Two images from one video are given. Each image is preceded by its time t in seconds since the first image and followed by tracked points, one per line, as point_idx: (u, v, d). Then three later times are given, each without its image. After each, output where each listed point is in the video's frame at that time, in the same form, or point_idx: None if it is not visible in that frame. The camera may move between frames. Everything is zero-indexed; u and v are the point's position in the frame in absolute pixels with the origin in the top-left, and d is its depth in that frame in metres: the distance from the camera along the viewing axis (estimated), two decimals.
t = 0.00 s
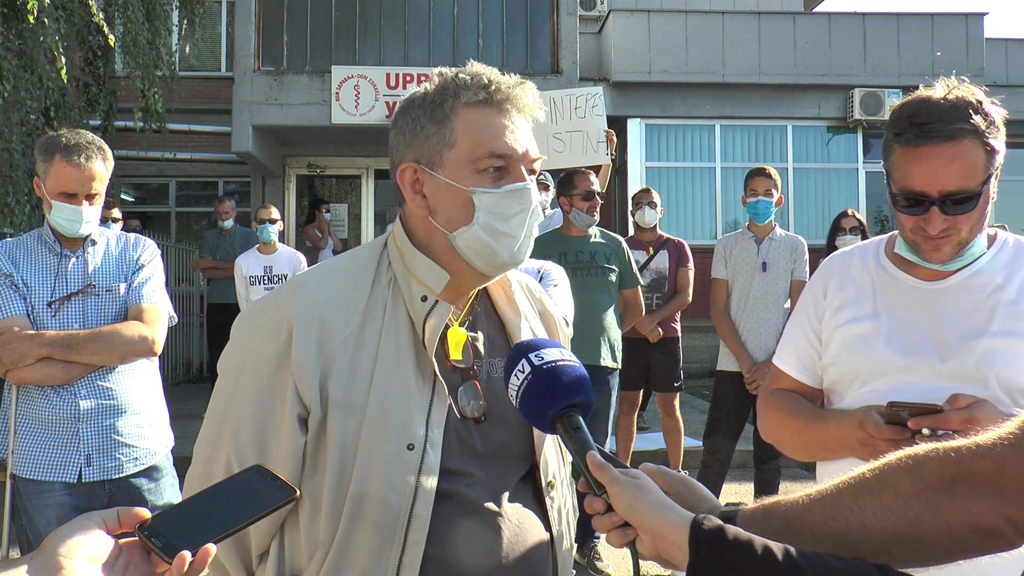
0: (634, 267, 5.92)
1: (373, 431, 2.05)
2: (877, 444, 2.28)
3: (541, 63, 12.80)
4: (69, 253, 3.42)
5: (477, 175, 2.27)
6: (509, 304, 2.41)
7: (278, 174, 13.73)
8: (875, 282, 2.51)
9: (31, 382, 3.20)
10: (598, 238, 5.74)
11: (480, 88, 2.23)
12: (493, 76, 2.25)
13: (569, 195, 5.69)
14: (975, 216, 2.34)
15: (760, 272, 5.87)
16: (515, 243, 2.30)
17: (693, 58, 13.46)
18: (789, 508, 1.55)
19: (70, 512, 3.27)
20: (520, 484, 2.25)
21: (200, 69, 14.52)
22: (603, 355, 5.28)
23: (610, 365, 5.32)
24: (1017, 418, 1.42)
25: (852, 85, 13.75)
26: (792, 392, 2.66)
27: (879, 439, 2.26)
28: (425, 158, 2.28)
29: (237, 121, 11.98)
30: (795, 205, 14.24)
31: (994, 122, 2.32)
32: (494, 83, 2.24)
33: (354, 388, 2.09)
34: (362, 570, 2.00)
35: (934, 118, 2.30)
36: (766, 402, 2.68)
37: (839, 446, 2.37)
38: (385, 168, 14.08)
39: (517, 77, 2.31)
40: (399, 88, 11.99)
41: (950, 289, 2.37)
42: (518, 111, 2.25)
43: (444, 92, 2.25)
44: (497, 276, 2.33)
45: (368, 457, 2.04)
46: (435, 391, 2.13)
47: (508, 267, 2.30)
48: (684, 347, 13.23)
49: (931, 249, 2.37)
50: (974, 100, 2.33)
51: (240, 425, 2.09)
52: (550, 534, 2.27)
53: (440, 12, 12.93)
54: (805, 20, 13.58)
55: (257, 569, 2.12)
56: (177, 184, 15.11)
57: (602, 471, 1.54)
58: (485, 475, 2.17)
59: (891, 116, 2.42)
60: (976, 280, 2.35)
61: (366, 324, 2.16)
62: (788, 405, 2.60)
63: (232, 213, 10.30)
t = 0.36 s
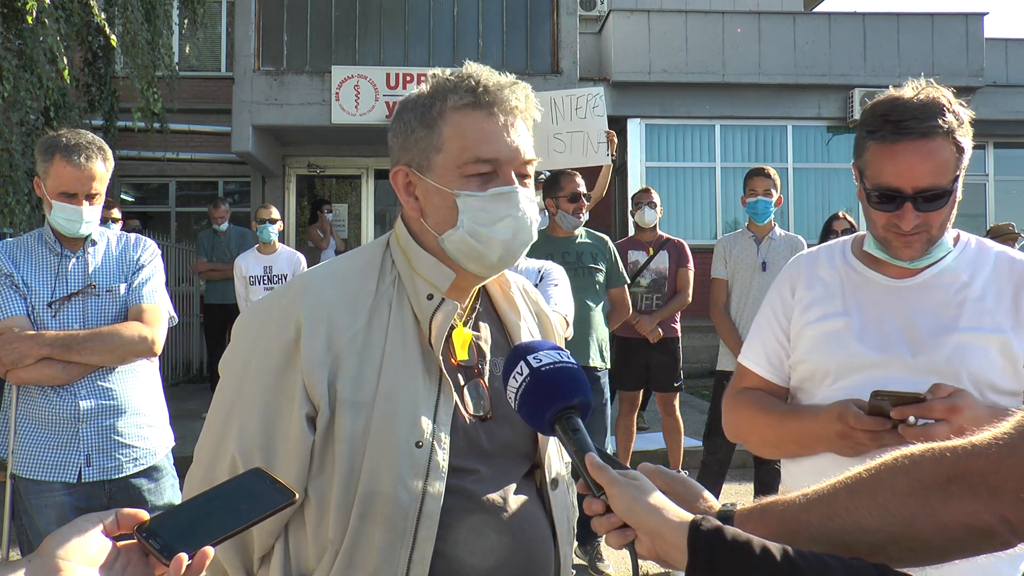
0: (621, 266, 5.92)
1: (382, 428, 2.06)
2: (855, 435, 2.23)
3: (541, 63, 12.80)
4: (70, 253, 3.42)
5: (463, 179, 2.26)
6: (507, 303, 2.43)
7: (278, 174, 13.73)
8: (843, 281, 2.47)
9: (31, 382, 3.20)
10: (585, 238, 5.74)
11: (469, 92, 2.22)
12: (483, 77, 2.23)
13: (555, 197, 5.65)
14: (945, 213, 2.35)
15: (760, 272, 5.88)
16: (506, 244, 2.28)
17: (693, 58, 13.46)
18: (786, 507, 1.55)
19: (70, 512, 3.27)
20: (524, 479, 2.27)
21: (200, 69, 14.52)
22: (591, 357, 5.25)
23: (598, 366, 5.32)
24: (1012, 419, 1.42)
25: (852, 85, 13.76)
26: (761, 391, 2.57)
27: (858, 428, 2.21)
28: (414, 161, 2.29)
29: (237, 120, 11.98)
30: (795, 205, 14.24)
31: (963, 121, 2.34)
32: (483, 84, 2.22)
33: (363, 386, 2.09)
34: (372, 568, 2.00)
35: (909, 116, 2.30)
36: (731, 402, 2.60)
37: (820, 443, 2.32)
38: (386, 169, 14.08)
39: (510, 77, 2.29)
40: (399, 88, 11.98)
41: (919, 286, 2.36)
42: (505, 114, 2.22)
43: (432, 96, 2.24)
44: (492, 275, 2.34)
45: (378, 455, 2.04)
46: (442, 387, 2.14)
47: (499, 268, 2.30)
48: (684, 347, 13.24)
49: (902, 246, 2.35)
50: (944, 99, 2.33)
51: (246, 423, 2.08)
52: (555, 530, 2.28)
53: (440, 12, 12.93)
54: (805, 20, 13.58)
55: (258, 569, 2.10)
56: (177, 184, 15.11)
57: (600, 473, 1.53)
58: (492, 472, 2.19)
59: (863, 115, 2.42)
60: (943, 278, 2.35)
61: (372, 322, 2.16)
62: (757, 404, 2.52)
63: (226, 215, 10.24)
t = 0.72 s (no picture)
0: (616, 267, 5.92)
1: (365, 431, 2.06)
2: (840, 438, 2.22)
3: (541, 63, 12.80)
4: (70, 253, 3.42)
5: (435, 177, 2.25)
6: (509, 306, 2.37)
7: (278, 175, 13.72)
8: (815, 279, 2.45)
9: (31, 382, 3.20)
10: (579, 239, 5.75)
11: (435, 88, 2.21)
12: (453, 71, 2.22)
13: (547, 197, 5.67)
14: (923, 216, 2.34)
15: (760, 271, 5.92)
16: (480, 240, 2.22)
17: (693, 58, 13.46)
18: (783, 506, 1.57)
19: (71, 512, 3.27)
20: (514, 485, 2.21)
21: (200, 69, 14.52)
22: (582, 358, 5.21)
23: (590, 367, 5.26)
24: (1009, 417, 1.41)
25: (852, 85, 13.76)
26: (730, 389, 2.54)
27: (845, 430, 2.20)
28: (392, 164, 2.30)
29: (237, 121, 11.99)
30: (795, 205, 14.24)
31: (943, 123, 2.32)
32: (447, 78, 2.21)
33: (347, 387, 2.09)
34: (351, 569, 2.00)
35: (893, 117, 2.28)
36: (699, 399, 2.57)
37: (797, 444, 2.31)
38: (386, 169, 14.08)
39: (481, 69, 2.26)
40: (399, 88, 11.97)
41: (890, 287, 2.35)
42: (472, 106, 2.20)
43: (405, 97, 2.25)
44: (480, 274, 2.28)
45: (359, 456, 2.05)
46: (429, 392, 2.13)
47: (480, 266, 2.25)
48: (684, 347, 13.25)
49: (878, 246, 2.34)
50: (924, 103, 2.32)
51: (236, 423, 2.10)
52: (546, 542, 2.22)
53: (440, 12, 12.94)
54: (805, 20, 13.58)
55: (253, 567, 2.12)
56: (177, 184, 15.11)
57: (594, 474, 1.52)
58: (478, 477, 2.15)
59: (842, 115, 2.40)
60: (915, 278, 2.34)
61: (361, 323, 2.17)
62: (726, 402, 2.48)
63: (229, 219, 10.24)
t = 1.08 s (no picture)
0: (615, 267, 5.91)
1: (350, 426, 2.05)
2: (812, 464, 2.17)
3: (541, 63, 12.80)
4: (70, 253, 3.43)
5: (412, 167, 2.27)
6: (500, 303, 2.35)
7: (278, 174, 13.74)
8: (796, 280, 2.44)
9: (31, 382, 3.20)
10: (578, 239, 5.75)
11: (408, 82, 2.23)
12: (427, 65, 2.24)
13: (547, 197, 5.69)
14: (906, 225, 2.34)
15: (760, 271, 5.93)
16: (460, 225, 2.21)
17: (693, 58, 13.47)
18: (783, 506, 1.57)
19: (71, 512, 3.27)
20: (505, 483, 2.20)
21: (200, 69, 14.52)
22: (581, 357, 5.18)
23: (590, 366, 5.24)
24: (1007, 418, 1.42)
25: (852, 85, 13.76)
26: (707, 388, 2.52)
27: (816, 455, 2.14)
28: (372, 161, 2.33)
29: (237, 121, 12.00)
30: (795, 205, 14.24)
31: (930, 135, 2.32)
32: (420, 71, 2.23)
33: (332, 383, 2.09)
34: (338, 564, 2.00)
35: (881, 127, 2.27)
36: (675, 400, 2.55)
37: (775, 448, 2.29)
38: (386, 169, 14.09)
39: (454, 62, 2.28)
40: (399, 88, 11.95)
41: (873, 291, 2.36)
42: (444, 97, 2.21)
43: (380, 95, 2.27)
44: (464, 261, 2.27)
45: (345, 453, 2.04)
46: (414, 387, 2.12)
47: (464, 252, 2.23)
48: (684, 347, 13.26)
49: (861, 252, 2.34)
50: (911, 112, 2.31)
51: (224, 422, 2.11)
52: (540, 539, 2.21)
53: (440, 12, 12.94)
54: (805, 20, 13.58)
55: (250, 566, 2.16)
56: (177, 184, 15.10)
57: (592, 478, 1.51)
58: (467, 474, 2.14)
59: (829, 123, 2.39)
60: (895, 283, 2.36)
61: (345, 321, 2.16)
62: (703, 401, 2.47)
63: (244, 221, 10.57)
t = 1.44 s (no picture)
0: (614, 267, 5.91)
1: (348, 430, 2.05)
2: (801, 463, 2.18)
3: (541, 63, 12.79)
4: (70, 254, 3.42)
5: (404, 166, 2.26)
6: (494, 301, 2.36)
7: (278, 175, 13.75)
8: (788, 281, 2.44)
9: (31, 383, 3.20)
10: (577, 239, 5.74)
11: (394, 79, 2.23)
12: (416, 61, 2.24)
13: (547, 197, 5.69)
14: (897, 227, 2.33)
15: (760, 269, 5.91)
16: (456, 221, 2.21)
17: (693, 58, 13.47)
18: (787, 505, 1.57)
19: (71, 513, 3.27)
20: (505, 483, 2.20)
21: (200, 69, 14.51)
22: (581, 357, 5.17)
23: (591, 366, 5.25)
24: (1009, 418, 1.42)
25: (852, 85, 13.76)
26: (697, 390, 2.51)
27: (807, 455, 2.15)
28: (362, 162, 2.32)
29: (237, 121, 12.00)
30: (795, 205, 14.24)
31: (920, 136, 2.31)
32: (406, 68, 2.23)
33: (330, 387, 2.08)
34: (339, 567, 2.00)
35: (873, 129, 2.26)
36: (669, 400, 2.54)
37: (769, 448, 2.28)
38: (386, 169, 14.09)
39: (438, 58, 2.28)
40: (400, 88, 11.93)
41: (863, 291, 2.35)
42: (431, 91, 2.21)
43: (365, 94, 2.26)
44: (460, 260, 2.27)
45: (344, 457, 2.04)
46: (412, 389, 2.11)
47: (460, 248, 2.24)
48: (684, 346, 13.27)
49: (851, 253, 2.33)
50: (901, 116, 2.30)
51: (221, 426, 2.11)
52: (539, 536, 2.20)
53: (440, 12, 12.94)
54: (805, 20, 13.57)
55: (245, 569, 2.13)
56: (177, 185, 15.10)
57: (599, 473, 1.51)
58: (468, 475, 2.14)
59: (822, 123, 2.38)
60: (887, 283, 2.35)
61: (341, 323, 2.16)
62: (698, 403, 2.45)
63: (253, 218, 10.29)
